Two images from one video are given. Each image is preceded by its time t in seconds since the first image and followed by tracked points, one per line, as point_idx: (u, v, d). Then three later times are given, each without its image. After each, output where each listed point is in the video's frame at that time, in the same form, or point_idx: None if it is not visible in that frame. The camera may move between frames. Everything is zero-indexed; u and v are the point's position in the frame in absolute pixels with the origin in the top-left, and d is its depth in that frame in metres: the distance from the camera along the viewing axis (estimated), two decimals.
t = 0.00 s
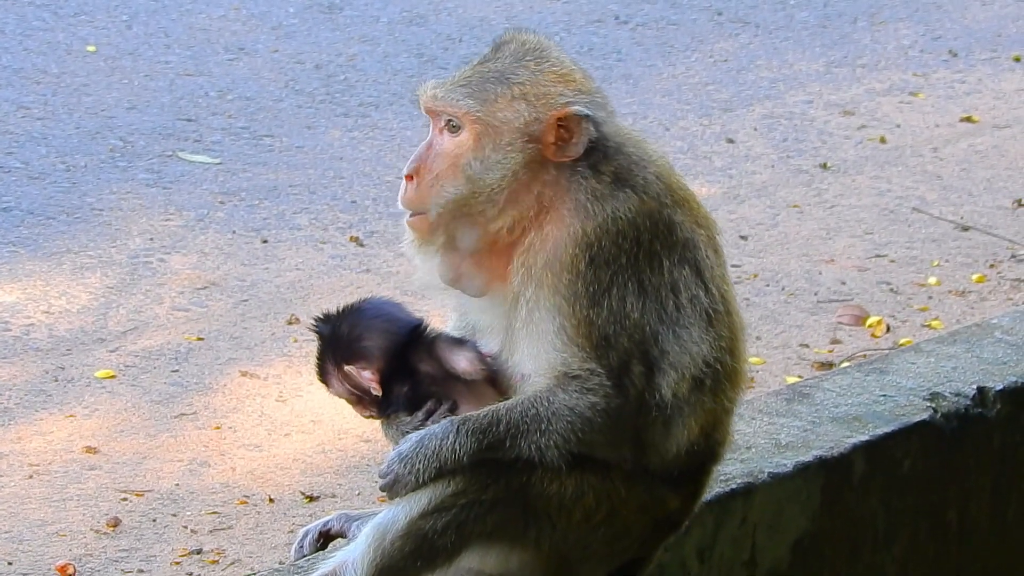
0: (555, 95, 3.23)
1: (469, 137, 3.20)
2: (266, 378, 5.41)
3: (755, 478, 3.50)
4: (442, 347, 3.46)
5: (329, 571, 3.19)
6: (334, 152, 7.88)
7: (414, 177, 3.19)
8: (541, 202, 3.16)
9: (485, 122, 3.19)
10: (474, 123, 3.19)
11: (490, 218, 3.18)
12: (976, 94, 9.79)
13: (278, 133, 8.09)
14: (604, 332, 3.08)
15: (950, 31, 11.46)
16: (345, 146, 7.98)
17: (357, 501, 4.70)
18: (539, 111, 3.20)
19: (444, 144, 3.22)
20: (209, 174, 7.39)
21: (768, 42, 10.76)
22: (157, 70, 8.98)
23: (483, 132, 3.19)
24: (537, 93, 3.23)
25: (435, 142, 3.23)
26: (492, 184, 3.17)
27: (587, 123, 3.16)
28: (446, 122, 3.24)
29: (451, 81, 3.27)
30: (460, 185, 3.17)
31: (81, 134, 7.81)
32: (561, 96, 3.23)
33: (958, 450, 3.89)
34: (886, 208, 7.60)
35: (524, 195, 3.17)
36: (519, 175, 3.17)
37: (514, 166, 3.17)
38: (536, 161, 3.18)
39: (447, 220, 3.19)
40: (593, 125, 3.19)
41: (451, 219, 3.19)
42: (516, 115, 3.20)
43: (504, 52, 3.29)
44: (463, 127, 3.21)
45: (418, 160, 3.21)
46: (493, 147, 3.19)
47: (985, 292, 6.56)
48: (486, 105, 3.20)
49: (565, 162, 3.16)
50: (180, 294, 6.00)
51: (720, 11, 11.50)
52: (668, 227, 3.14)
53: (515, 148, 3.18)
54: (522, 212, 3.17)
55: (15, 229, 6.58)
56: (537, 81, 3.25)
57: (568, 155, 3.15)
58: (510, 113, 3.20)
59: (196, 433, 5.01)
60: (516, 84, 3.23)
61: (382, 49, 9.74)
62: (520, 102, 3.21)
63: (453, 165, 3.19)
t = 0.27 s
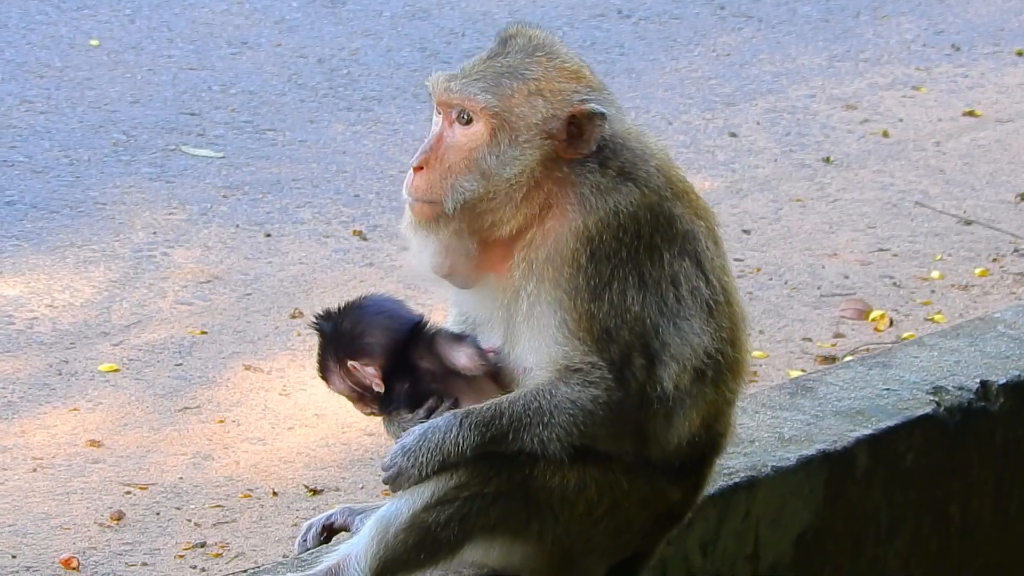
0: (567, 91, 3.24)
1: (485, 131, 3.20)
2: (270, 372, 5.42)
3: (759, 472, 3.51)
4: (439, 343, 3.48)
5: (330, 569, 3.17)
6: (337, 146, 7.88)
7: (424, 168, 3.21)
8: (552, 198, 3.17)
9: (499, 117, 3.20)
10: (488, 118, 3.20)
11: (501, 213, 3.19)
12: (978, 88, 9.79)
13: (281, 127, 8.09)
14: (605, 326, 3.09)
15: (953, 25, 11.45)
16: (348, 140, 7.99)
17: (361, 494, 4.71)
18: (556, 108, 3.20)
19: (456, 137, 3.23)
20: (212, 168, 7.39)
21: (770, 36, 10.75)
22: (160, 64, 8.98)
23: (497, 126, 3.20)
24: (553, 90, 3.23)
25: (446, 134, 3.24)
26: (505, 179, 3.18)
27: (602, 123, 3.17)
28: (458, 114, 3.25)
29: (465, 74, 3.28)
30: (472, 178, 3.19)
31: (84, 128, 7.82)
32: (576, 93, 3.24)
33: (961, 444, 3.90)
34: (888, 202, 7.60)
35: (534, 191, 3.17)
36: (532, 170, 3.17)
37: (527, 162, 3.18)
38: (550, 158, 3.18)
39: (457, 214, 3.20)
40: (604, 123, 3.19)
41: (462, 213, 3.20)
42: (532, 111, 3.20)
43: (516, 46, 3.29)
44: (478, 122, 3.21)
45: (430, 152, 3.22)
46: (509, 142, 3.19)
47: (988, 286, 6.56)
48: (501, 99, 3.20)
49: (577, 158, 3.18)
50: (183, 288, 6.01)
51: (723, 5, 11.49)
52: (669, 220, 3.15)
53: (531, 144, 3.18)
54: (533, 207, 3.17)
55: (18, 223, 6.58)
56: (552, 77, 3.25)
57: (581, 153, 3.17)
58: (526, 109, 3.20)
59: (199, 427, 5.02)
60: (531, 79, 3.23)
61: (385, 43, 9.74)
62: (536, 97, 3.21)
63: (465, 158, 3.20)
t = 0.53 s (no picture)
0: (568, 83, 3.23)
1: (486, 122, 3.20)
2: (272, 365, 5.42)
3: (761, 465, 3.51)
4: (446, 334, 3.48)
5: (330, 564, 3.17)
6: (339, 139, 7.88)
7: (427, 161, 3.21)
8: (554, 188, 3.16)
9: (500, 109, 3.20)
10: (489, 110, 3.20)
11: (503, 205, 3.19)
12: (981, 81, 9.77)
13: (284, 120, 8.09)
14: (610, 318, 3.08)
15: (956, 19, 11.44)
16: (351, 133, 7.99)
17: (363, 487, 4.71)
18: (556, 100, 3.19)
19: (457, 129, 3.23)
20: (215, 161, 7.39)
21: (773, 29, 10.74)
22: (163, 57, 8.97)
23: (498, 118, 3.20)
24: (553, 82, 3.22)
25: (448, 126, 3.24)
26: (506, 170, 3.18)
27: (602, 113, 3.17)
28: (459, 107, 3.25)
29: (465, 67, 3.27)
30: (473, 171, 3.19)
31: (87, 121, 7.82)
32: (577, 84, 3.23)
33: (963, 437, 3.89)
34: (891, 195, 7.60)
35: (535, 182, 3.17)
36: (533, 161, 3.18)
37: (528, 153, 3.18)
38: (551, 149, 3.18)
39: (459, 205, 3.20)
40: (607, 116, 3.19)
41: (464, 205, 3.20)
42: (532, 102, 3.20)
43: (517, 38, 3.29)
44: (479, 114, 3.21)
45: (431, 144, 3.22)
46: (509, 134, 3.20)
47: (990, 280, 6.56)
48: (502, 91, 3.21)
49: (579, 149, 3.17)
50: (186, 281, 6.01)
51: None
52: (674, 213, 3.14)
53: (531, 135, 3.19)
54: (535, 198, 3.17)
55: (21, 216, 6.59)
56: (553, 68, 3.24)
57: (581, 144, 3.16)
58: (527, 100, 3.20)
59: (202, 420, 5.02)
60: (531, 71, 3.23)
61: (387, 37, 9.73)
62: (536, 89, 3.21)
63: (465, 150, 3.20)
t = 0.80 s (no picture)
0: (575, 74, 3.23)
1: (487, 109, 3.22)
2: (271, 364, 5.42)
3: (760, 462, 3.51)
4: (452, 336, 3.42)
5: (329, 561, 3.17)
6: (339, 137, 7.88)
7: (428, 146, 3.24)
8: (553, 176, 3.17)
9: (502, 96, 3.21)
10: (491, 97, 3.21)
11: (503, 192, 3.20)
12: (981, 79, 9.77)
13: (284, 119, 8.09)
14: (610, 310, 3.08)
15: (955, 17, 11.43)
16: (350, 131, 7.99)
17: (362, 486, 4.71)
18: (558, 88, 3.20)
19: (459, 117, 3.25)
20: (214, 160, 7.39)
21: (773, 27, 10.74)
22: (162, 56, 8.97)
23: (500, 105, 3.21)
24: (556, 71, 3.23)
25: (449, 113, 3.26)
26: (507, 157, 3.19)
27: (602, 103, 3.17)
28: (461, 94, 3.26)
29: (468, 55, 3.30)
30: (474, 158, 3.21)
31: (87, 120, 7.82)
32: (581, 73, 3.23)
33: (962, 435, 3.89)
34: (890, 193, 7.60)
35: (536, 169, 3.18)
36: (535, 149, 3.19)
37: (531, 141, 3.19)
38: (552, 138, 3.19)
39: (458, 192, 3.22)
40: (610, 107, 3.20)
41: (466, 192, 3.22)
42: (535, 90, 3.21)
43: (522, 27, 3.28)
44: (480, 101, 3.23)
45: (433, 131, 3.25)
46: (511, 121, 3.21)
47: (989, 277, 6.56)
48: (504, 79, 3.22)
49: (578, 138, 3.18)
50: (186, 280, 6.01)
51: None
52: (676, 207, 3.14)
53: (533, 123, 3.20)
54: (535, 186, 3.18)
55: (20, 215, 6.59)
56: (558, 58, 3.24)
57: (581, 134, 3.17)
58: (528, 89, 3.21)
59: (201, 418, 5.02)
60: (535, 61, 3.23)
61: (387, 35, 9.73)
62: (539, 78, 3.22)
63: (467, 136, 3.22)
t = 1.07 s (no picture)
0: (600, 69, 3.19)
1: (531, 111, 3.14)
2: (271, 365, 5.42)
3: (760, 463, 3.51)
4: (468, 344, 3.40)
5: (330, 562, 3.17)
6: (339, 138, 7.89)
7: (469, 150, 3.13)
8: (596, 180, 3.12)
9: (545, 96, 3.14)
10: (534, 98, 3.14)
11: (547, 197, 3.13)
12: (980, 79, 9.77)
13: (284, 120, 8.09)
14: (608, 303, 3.09)
15: (955, 16, 11.44)
16: (350, 132, 7.99)
17: (363, 486, 4.71)
18: (595, 85, 3.16)
19: (498, 118, 3.16)
20: (215, 161, 7.40)
21: (773, 28, 10.74)
22: (162, 57, 8.98)
23: (543, 106, 3.14)
24: (588, 68, 3.18)
25: (486, 115, 3.16)
26: (553, 158, 3.11)
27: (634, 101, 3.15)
28: (498, 96, 3.16)
29: (501, 53, 3.19)
30: (517, 159, 3.12)
31: (87, 121, 7.82)
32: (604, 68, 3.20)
33: (962, 435, 3.89)
34: (890, 193, 7.60)
35: (578, 167, 3.12)
36: (578, 147, 3.12)
37: (576, 139, 3.12)
38: (597, 134, 3.14)
39: (502, 196, 3.12)
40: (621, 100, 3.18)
41: (511, 195, 3.12)
42: (573, 91, 3.15)
43: (540, 23, 3.21)
44: (522, 103, 3.15)
45: (473, 135, 3.14)
46: (554, 122, 3.14)
47: (990, 277, 6.56)
48: (545, 79, 3.16)
49: (600, 134, 3.14)
50: (186, 281, 6.01)
51: None
52: (676, 200, 3.13)
53: (577, 121, 3.14)
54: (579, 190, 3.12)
55: (21, 217, 6.59)
56: (582, 54, 3.20)
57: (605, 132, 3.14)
58: (568, 88, 3.16)
59: (201, 419, 5.03)
60: (567, 58, 3.18)
61: (387, 36, 9.73)
62: (575, 76, 3.17)
63: (508, 138, 3.13)
